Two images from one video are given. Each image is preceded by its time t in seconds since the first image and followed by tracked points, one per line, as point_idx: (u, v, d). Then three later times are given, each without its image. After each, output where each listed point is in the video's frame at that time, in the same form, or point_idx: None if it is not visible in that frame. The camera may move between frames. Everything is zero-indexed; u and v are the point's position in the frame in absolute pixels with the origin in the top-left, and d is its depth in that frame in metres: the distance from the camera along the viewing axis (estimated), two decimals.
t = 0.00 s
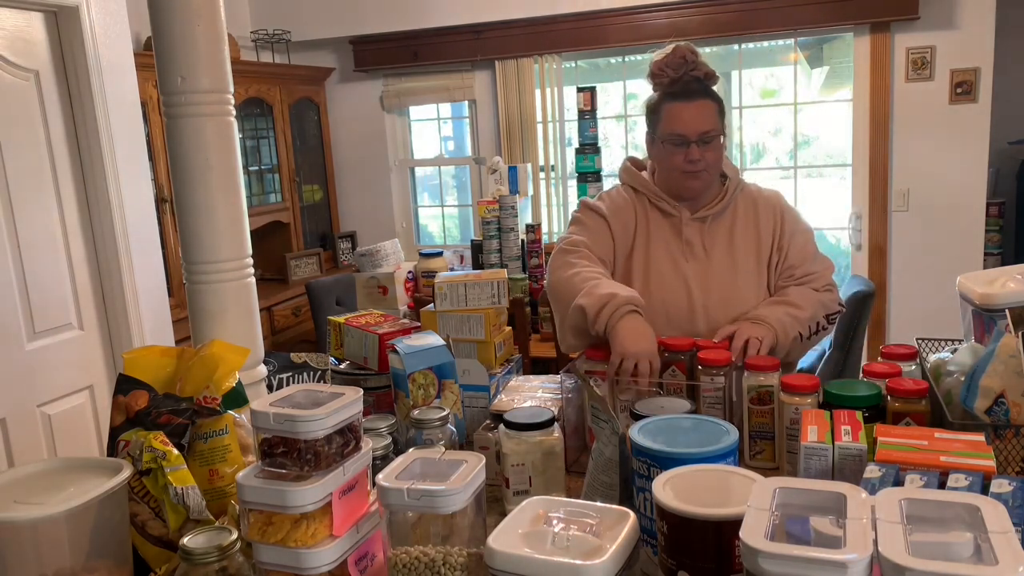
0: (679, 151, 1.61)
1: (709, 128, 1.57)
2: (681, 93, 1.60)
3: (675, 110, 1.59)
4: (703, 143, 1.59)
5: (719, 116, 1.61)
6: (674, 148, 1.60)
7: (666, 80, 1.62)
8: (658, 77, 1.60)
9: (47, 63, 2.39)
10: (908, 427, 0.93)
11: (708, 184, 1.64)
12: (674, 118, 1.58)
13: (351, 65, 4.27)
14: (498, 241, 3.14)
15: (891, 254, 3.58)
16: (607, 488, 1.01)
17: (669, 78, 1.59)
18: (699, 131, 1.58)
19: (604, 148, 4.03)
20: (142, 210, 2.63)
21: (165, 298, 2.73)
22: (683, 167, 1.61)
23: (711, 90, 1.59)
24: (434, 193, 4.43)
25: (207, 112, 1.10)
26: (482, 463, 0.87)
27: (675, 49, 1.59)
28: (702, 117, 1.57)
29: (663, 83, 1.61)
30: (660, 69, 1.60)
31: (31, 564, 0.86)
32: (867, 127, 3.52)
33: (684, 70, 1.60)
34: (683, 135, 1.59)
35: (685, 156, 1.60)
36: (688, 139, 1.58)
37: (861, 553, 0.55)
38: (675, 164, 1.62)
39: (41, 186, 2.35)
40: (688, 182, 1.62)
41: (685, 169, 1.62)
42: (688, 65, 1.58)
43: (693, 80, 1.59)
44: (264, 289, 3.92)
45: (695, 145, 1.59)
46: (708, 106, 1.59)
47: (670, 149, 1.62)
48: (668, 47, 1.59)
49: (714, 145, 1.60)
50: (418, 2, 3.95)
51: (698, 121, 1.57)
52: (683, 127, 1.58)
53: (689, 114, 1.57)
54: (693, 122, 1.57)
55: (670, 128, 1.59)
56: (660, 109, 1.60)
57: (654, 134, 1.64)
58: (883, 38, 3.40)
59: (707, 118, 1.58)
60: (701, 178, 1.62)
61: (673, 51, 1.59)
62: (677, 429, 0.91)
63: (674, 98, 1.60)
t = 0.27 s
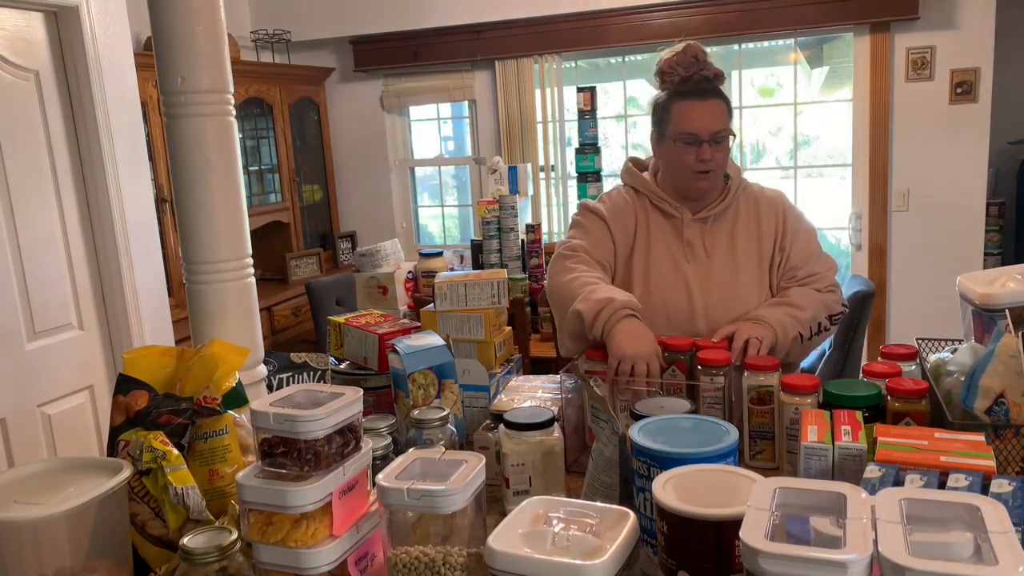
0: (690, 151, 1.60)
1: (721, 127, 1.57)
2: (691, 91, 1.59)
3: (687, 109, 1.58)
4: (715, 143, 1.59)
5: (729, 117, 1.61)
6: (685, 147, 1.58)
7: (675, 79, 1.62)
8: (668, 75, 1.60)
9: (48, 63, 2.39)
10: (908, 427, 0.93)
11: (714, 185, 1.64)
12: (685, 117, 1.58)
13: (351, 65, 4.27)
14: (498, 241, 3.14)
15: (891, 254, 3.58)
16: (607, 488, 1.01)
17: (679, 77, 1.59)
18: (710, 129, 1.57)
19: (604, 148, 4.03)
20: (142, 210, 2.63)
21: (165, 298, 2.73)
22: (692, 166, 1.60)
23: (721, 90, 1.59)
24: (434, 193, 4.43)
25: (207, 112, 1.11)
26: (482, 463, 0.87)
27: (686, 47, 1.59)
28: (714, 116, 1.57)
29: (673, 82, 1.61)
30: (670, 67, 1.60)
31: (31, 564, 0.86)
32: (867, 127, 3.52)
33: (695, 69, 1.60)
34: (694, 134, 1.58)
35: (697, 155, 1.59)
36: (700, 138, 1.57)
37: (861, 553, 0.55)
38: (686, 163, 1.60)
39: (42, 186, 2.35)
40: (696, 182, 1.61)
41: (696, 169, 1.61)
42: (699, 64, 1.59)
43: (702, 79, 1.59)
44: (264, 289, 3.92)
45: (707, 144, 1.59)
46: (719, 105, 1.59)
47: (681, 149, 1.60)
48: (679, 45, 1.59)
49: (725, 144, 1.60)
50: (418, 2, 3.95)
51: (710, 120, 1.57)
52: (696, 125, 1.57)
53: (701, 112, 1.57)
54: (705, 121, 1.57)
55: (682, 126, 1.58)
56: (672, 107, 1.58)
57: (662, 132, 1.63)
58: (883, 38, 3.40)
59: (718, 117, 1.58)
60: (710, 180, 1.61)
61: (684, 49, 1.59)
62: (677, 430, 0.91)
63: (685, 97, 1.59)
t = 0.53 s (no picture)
0: (699, 149, 1.61)
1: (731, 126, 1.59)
2: (703, 90, 1.61)
3: (697, 106, 1.59)
4: (724, 141, 1.60)
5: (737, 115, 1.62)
6: (695, 144, 1.60)
7: (684, 78, 1.63)
8: (678, 73, 1.61)
9: (48, 63, 2.39)
10: (908, 427, 0.93)
11: (721, 184, 1.65)
12: (696, 114, 1.59)
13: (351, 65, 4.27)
14: (498, 241, 3.14)
15: (891, 254, 3.58)
16: (607, 488, 1.01)
17: (689, 75, 1.60)
18: (721, 127, 1.58)
19: (604, 148, 4.03)
20: (142, 210, 2.63)
21: (165, 298, 2.73)
22: (700, 164, 1.61)
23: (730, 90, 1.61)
24: (434, 193, 4.43)
25: (207, 112, 1.11)
26: (482, 463, 0.87)
27: (697, 46, 1.60)
28: (724, 115, 1.59)
29: (683, 79, 1.62)
30: (681, 65, 1.60)
31: (31, 564, 0.86)
32: (867, 127, 3.52)
33: (704, 68, 1.61)
34: (705, 132, 1.59)
35: (707, 153, 1.60)
36: (710, 135, 1.59)
37: (862, 553, 0.55)
38: (695, 161, 1.61)
39: (42, 186, 2.35)
40: (702, 179, 1.62)
41: (705, 167, 1.61)
42: (709, 63, 1.60)
43: (711, 78, 1.61)
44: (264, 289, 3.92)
45: (717, 143, 1.60)
46: (728, 105, 1.60)
47: (690, 146, 1.61)
48: (690, 43, 1.60)
49: (734, 143, 1.61)
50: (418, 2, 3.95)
51: (721, 119, 1.58)
52: (706, 122, 1.58)
53: (711, 110, 1.58)
54: (714, 119, 1.58)
55: (692, 124, 1.59)
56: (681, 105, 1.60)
57: (671, 130, 1.64)
58: (883, 38, 3.40)
59: (728, 116, 1.59)
60: (717, 177, 1.62)
61: (695, 48, 1.60)
62: (676, 430, 0.91)
63: (696, 94, 1.61)
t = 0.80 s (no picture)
0: (703, 146, 1.61)
1: (736, 123, 1.59)
2: (708, 87, 1.61)
3: (701, 103, 1.60)
4: (729, 138, 1.60)
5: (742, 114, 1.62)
6: (699, 140, 1.60)
7: (689, 76, 1.63)
8: (683, 71, 1.62)
9: (48, 63, 2.39)
10: (908, 427, 0.93)
11: (725, 182, 1.65)
12: (701, 111, 1.59)
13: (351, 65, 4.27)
14: (498, 241, 3.14)
15: (891, 254, 3.58)
16: (607, 488, 1.01)
17: (694, 73, 1.61)
18: (725, 124, 1.59)
19: (604, 148, 4.03)
20: (142, 210, 2.63)
21: (165, 298, 2.73)
22: (705, 161, 1.61)
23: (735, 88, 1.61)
24: (434, 193, 4.43)
25: (207, 112, 1.11)
26: (482, 463, 0.87)
27: (702, 44, 1.61)
28: (730, 112, 1.59)
29: (688, 77, 1.63)
30: (686, 63, 1.61)
31: (31, 564, 0.86)
32: (867, 127, 3.52)
33: (709, 66, 1.62)
34: (710, 128, 1.59)
35: (711, 149, 1.61)
36: (714, 132, 1.59)
37: (862, 553, 0.55)
38: (699, 157, 1.62)
39: (42, 186, 2.35)
40: (706, 176, 1.62)
41: (710, 163, 1.62)
42: (714, 62, 1.61)
43: (716, 77, 1.61)
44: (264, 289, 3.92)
45: (722, 140, 1.60)
46: (733, 102, 1.61)
47: (695, 143, 1.61)
48: (696, 42, 1.61)
49: (738, 140, 1.61)
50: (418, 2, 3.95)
51: (727, 116, 1.59)
52: (710, 119, 1.59)
53: (716, 106, 1.59)
54: (720, 116, 1.59)
55: (697, 119, 1.59)
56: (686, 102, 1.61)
57: (675, 127, 1.64)
58: (883, 38, 3.40)
59: (733, 113, 1.59)
60: (721, 175, 1.62)
61: (700, 46, 1.61)
62: (676, 430, 0.91)
63: (702, 91, 1.61)
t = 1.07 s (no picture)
0: (706, 143, 1.61)
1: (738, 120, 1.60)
2: (711, 85, 1.61)
3: (704, 100, 1.60)
4: (732, 134, 1.61)
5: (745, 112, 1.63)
6: (702, 137, 1.60)
7: (692, 75, 1.63)
8: (686, 70, 1.62)
9: (48, 63, 2.39)
10: (908, 427, 0.93)
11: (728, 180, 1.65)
12: (705, 107, 1.60)
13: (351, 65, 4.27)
14: (498, 241, 3.14)
15: (891, 254, 3.58)
16: (607, 488, 1.01)
17: (697, 71, 1.61)
18: (728, 120, 1.59)
19: (604, 148, 4.03)
20: (141, 210, 2.63)
21: (165, 298, 2.73)
22: (707, 158, 1.61)
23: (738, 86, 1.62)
24: (434, 193, 4.43)
25: (207, 112, 1.11)
26: (482, 463, 0.87)
27: (704, 44, 1.61)
28: (733, 110, 1.59)
29: (690, 76, 1.63)
30: (688, 62, 1.61)
31: (31, 564, 0.86)
32: (867, 127, 3.52)
33: (711, 65, 1.62)
34: (712, 124, 1.60)
35: (714, 147, 1.61)
36: (717, 129, 1.59)
37: (862, 553, 0.55)
38: (703, 155, 1.62)
39: (42, 186, 2.35)
40: (710, 174, 1.62)
41: (713, 161, 1.62)
42: (716, 61, 1.61)
43: (719, 75, 1.61)
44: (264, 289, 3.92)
45: (725, 136, 1.61)
46: (736, 100, 1.61)
47: (698, 139, 1.62)
48: (698, 41, 1.61)
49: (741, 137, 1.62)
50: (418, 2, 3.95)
51: (730, 113, 1.59)
52: (712, 115, 1.59)
53: (719, 103, 1.59)
54: (724, 113, 1.59)
55: (699, 116, 1.60)
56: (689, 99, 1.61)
57: (678, 125, 1.65)
58: (883, 38, 3.40)
59: (735, 111, 1.60)
60: (724, 174, 1.62)
61: (702, 45, 1.61)
62: (676, 430, 0.91)
63: (704, 89, 1.61)
